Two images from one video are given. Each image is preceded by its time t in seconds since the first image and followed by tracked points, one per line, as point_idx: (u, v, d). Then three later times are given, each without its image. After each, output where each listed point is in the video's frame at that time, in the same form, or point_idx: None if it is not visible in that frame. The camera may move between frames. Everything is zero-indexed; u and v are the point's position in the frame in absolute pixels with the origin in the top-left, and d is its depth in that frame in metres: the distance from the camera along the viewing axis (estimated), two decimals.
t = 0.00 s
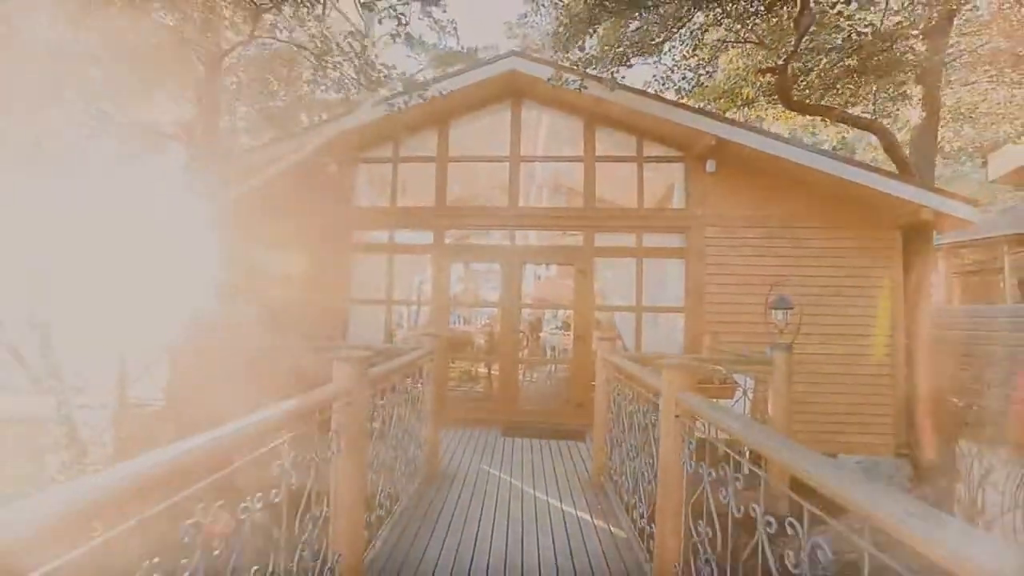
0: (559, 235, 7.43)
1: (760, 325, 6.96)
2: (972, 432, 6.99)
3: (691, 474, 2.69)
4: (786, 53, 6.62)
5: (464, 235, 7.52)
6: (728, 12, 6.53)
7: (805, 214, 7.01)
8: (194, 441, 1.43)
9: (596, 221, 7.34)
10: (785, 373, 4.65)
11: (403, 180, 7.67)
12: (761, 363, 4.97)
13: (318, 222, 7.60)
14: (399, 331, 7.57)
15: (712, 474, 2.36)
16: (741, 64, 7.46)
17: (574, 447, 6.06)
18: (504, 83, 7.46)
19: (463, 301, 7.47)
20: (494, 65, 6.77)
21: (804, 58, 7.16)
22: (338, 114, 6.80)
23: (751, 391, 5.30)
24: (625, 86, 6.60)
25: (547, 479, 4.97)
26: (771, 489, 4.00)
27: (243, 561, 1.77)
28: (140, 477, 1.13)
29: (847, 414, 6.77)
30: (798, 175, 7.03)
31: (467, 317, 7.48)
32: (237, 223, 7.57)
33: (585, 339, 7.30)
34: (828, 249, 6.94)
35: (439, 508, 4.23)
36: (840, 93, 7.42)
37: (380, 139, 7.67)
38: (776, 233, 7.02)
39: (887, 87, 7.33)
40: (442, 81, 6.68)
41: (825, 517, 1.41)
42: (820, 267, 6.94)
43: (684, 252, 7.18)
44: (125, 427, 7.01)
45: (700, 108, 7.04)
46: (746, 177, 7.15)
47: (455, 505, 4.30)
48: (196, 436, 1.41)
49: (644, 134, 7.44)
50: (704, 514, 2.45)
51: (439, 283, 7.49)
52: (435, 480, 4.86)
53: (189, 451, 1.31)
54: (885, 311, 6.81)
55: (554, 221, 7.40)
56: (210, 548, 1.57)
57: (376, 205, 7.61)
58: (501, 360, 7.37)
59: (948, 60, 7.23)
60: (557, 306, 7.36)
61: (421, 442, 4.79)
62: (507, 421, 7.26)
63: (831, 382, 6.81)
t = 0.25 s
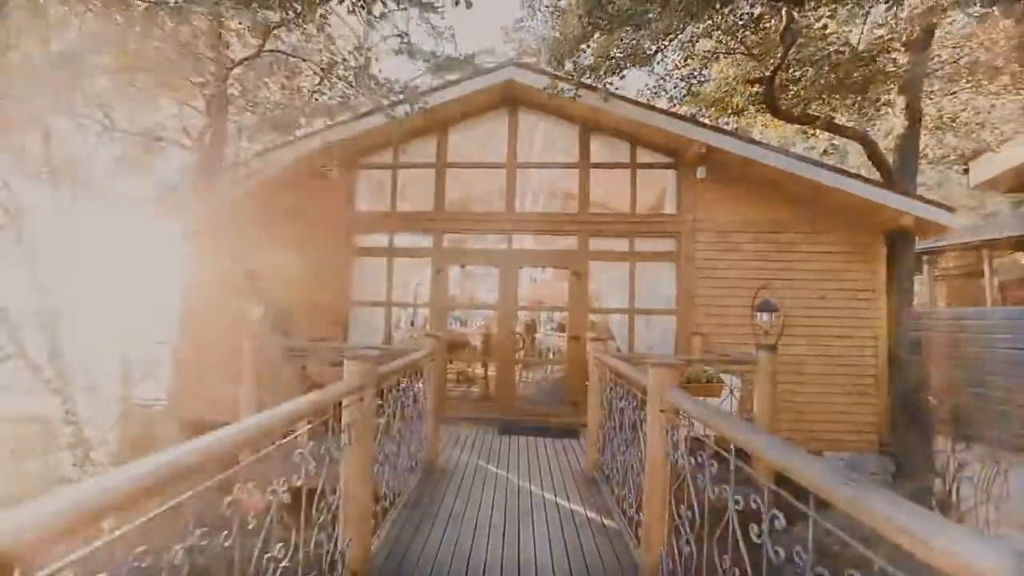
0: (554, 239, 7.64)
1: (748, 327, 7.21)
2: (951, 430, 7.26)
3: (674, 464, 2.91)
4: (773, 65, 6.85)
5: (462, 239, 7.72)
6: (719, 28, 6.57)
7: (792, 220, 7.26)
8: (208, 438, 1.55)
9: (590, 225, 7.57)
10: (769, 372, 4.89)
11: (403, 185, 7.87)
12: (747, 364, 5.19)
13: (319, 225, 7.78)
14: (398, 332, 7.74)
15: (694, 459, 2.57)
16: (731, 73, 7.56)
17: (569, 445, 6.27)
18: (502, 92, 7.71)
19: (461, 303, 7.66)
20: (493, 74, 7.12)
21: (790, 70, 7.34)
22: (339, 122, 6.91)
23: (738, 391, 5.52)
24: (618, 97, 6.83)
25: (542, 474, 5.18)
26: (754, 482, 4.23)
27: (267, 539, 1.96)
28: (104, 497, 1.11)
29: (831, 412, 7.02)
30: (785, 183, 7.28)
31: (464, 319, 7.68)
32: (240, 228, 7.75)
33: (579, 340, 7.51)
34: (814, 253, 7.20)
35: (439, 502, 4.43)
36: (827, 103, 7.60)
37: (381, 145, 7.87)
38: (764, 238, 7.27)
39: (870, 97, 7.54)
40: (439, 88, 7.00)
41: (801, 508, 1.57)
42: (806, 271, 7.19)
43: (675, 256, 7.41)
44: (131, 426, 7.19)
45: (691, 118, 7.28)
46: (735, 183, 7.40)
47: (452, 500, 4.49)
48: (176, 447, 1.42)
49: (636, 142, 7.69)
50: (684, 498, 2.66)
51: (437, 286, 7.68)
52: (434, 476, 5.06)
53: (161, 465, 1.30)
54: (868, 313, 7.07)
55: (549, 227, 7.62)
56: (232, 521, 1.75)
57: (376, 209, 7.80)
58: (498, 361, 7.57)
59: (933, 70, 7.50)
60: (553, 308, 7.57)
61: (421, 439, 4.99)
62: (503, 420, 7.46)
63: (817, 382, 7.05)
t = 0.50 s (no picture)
0: (550, 244, 7.90)
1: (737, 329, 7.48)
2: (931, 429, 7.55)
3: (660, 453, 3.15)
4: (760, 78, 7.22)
5: (460, 244, 7.97)
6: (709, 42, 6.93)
7: (777, 227, 7.57)
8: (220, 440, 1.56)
9: (585, 231, 7.84)
10: (754, 373, 5.16)
11: (403, 191, 8.11)
12: (734, 364, 5.46)
13: (321, 230, 7.99)
14: (398, 334, 7.95)
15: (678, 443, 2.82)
16: (720, 85, 7.85)
17: (564, 442, 6.51)
18: (500, 101, 7.98)
19: (459, 306, 7.90)
20: (491, 84, 7.33)
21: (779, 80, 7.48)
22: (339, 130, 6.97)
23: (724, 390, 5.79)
24: (614, 107, 7.07)
25: (538, 469, 5.42)
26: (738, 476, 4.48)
27: (293, 517, 2.18)
28: (107, 499, 1.07)
29: (815, 411, 7.29)
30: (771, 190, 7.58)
31: (461, 322, 7.91)
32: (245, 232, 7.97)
33: (574, 342, 7.76)
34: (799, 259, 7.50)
35: (440, 495, 4.65)
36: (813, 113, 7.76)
37: (382, 152, 8.11)
38: (752, 244, 7.56)
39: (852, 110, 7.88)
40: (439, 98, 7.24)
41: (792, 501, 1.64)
42: (791, 275, 7.49)
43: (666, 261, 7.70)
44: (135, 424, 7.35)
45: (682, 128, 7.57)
46: (724, 191, 7.70)
47: (452, 493, 4.71)
48: (181, 449, 1.39)
49: (630, 151, 7.97)
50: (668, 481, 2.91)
51: (436, 289, 7.92)
52: (435, 470, 5.29)
53: (163, 467, 1.26)
54: (851, 317, 7.38)
55: (545, 232, 7.89)
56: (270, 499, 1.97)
57: (376, 215, 8.03)
58: (495, 362, 7.81)
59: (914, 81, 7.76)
60: (548, 310, 7.83)
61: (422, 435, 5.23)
62: (499, 419, 7.69)
63: (802, 382, 7.34)
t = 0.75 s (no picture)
0: (553, 243, 8.13)
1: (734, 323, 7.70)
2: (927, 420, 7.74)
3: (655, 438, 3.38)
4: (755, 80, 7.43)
5: (466, 243, 8.21)
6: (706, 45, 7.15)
7: (774, 225, 7.77)
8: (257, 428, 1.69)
9: (587, 230, 8.07)
10: (748, 366, 5.39)
11: (409, 192, 8.36)
12: (730, 357, 5.70)
13: (331, 230, 8.24)
14: (406, 331, 8.20)
15: (669, 426, 3.07)
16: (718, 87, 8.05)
17: (567, 434, 6.76)
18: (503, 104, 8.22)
19: (465, 304, 8.15)
20: (494, 88, 7.55)
21: (777, 81, 7.59)
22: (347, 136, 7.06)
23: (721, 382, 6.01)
24: (615, 110, 7.26)
25: (544, 460, 5.67)
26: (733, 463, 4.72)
27: (324, 492, 2.44)
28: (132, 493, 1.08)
29: (812, 404, 7.50)
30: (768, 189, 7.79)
31: (466, 319, 8.16)
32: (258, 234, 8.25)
33: (576, 338, 8.00)
34: (795, 256, 7.71)
35: (450, 483, 4.90)
36: (810, 114, 7.85)
37: (389, 154, 8.36)
38: (749, 241, 7.78)
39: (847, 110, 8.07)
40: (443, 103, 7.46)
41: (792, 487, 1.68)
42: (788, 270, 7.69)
43: (666, 258, 7.93)
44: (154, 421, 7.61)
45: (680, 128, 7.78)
46: (722, 189, 7.91)
47: (461, 481, 4.97)
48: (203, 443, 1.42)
49: (629, 152, 8.20)
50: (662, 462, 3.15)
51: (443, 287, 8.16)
52: (444, 461, 5.55)
53: (188, 459, 1.28)
54: (846, 312, 7.59)
55: (548, 231, 8.12)
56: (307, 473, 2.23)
57: (383, 216, 8.28)
58: (500, 358, 8.05)
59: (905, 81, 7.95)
60: (552, 307, 8.06)
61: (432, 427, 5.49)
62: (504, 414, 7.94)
63: (799, 375, 7.56)
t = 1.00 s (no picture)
0: (557, 241, 8.37)
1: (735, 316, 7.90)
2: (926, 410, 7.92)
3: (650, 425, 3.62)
4: (754, 78, 7.56)
5: (473, 242, 8.46)
6: (706, 47, 7.27)
7: (773, 221, 7.96)
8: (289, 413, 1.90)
9: (591, 228, 8.29)
10: (746, 358, 5.61)
11: (417, 192, 8.63)
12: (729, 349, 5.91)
13: (343, 231, 8.50)
14: (416, 328, 8.47)
15: (662, 411, 3.31)
16: (718, 86, 8.19)
17: (573, 425, 7.01)
18: (508, 106, 8.46)
19: (473, 301, 8.40)
20: (499, 91, 7.79)
21: (775, 79, 7.73)
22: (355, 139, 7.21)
23: (720, 373, 6.23)
24: (617, 112, 7.46)
25: (551, 449, 5.93)
26: (731, 450, 4.96)
27: (350, 472, 2.71)
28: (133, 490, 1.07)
29: (812, 395, 7.69)
30: (766, 185, 7.97)
31: (474, 316, 8.41)
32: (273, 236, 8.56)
33: (581, 334, 8.24)
34: (794, 251, 7.89)
35: (461, 471, 5.17)
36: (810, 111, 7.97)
37: (398, 156, 8.63)
38: (749, 237, 7.97)
39: (844, 108, 8.24)
40: (448, 106, 7.69)
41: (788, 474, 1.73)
42: (787, 265, 7.89)
43: (668, 255, 8.14)
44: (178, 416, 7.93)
45: (680, 127, 7.99)
46: (721, 186, 8.12)
47: (471, 469, 5.23)
48: (212, 439, 1.44)
49: (631, 150, 8.42)
50: (656, 445, 3.40)
51: (451, 284, 8.43)
52: (455, 451, 5.82)
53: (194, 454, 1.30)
54: (844, 304, 7.76)
55: (553, 229, 8.35)
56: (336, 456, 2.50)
57: (393, 216, 8.56)
58: (508, 353, 8.31)
59: (901, 78, 8.05)
60: (558, 303, 8.30)
61: (443, 419, 5.77)
62: (513, 406, 8.20)
63: (798, 367, 7.76)
